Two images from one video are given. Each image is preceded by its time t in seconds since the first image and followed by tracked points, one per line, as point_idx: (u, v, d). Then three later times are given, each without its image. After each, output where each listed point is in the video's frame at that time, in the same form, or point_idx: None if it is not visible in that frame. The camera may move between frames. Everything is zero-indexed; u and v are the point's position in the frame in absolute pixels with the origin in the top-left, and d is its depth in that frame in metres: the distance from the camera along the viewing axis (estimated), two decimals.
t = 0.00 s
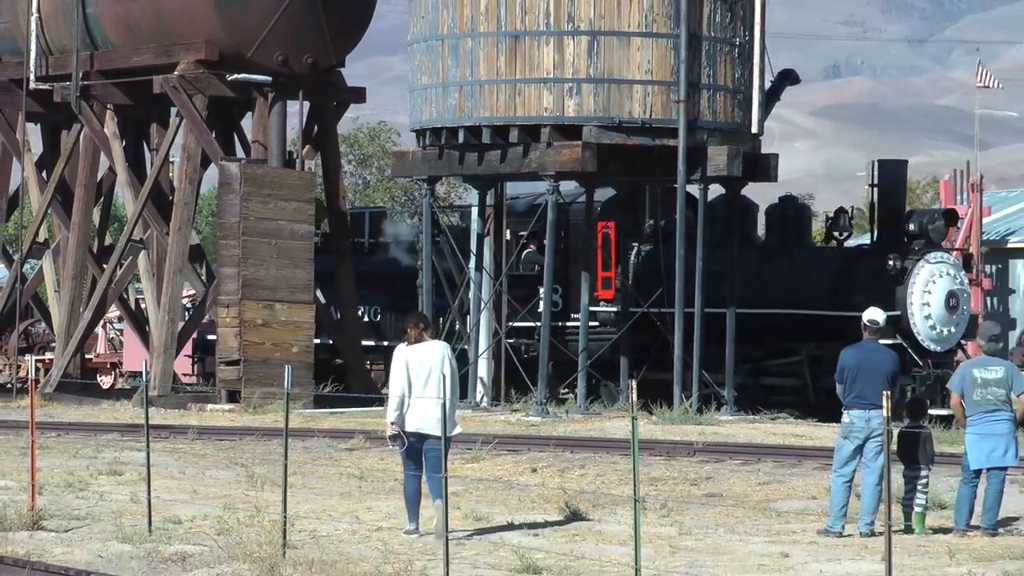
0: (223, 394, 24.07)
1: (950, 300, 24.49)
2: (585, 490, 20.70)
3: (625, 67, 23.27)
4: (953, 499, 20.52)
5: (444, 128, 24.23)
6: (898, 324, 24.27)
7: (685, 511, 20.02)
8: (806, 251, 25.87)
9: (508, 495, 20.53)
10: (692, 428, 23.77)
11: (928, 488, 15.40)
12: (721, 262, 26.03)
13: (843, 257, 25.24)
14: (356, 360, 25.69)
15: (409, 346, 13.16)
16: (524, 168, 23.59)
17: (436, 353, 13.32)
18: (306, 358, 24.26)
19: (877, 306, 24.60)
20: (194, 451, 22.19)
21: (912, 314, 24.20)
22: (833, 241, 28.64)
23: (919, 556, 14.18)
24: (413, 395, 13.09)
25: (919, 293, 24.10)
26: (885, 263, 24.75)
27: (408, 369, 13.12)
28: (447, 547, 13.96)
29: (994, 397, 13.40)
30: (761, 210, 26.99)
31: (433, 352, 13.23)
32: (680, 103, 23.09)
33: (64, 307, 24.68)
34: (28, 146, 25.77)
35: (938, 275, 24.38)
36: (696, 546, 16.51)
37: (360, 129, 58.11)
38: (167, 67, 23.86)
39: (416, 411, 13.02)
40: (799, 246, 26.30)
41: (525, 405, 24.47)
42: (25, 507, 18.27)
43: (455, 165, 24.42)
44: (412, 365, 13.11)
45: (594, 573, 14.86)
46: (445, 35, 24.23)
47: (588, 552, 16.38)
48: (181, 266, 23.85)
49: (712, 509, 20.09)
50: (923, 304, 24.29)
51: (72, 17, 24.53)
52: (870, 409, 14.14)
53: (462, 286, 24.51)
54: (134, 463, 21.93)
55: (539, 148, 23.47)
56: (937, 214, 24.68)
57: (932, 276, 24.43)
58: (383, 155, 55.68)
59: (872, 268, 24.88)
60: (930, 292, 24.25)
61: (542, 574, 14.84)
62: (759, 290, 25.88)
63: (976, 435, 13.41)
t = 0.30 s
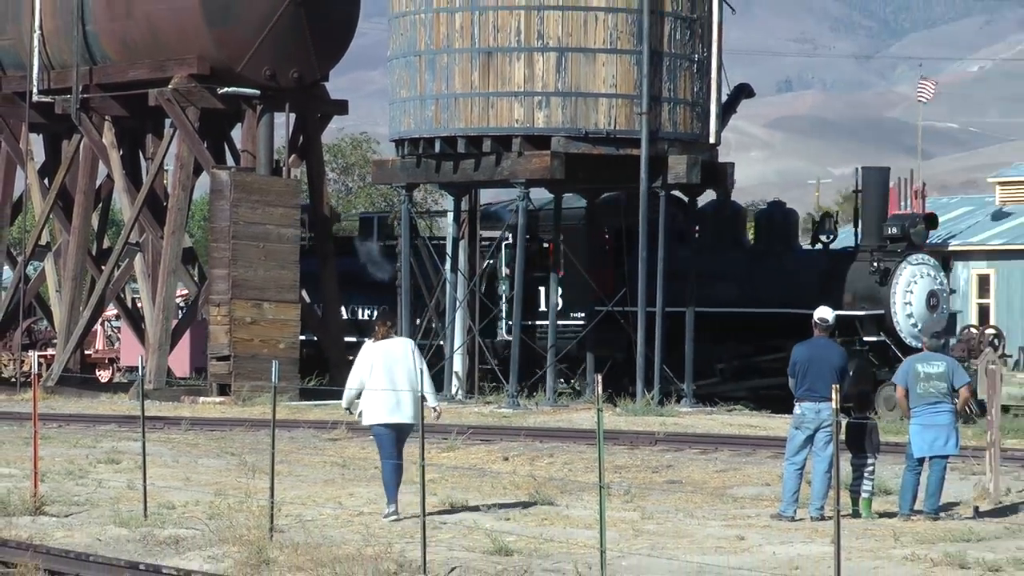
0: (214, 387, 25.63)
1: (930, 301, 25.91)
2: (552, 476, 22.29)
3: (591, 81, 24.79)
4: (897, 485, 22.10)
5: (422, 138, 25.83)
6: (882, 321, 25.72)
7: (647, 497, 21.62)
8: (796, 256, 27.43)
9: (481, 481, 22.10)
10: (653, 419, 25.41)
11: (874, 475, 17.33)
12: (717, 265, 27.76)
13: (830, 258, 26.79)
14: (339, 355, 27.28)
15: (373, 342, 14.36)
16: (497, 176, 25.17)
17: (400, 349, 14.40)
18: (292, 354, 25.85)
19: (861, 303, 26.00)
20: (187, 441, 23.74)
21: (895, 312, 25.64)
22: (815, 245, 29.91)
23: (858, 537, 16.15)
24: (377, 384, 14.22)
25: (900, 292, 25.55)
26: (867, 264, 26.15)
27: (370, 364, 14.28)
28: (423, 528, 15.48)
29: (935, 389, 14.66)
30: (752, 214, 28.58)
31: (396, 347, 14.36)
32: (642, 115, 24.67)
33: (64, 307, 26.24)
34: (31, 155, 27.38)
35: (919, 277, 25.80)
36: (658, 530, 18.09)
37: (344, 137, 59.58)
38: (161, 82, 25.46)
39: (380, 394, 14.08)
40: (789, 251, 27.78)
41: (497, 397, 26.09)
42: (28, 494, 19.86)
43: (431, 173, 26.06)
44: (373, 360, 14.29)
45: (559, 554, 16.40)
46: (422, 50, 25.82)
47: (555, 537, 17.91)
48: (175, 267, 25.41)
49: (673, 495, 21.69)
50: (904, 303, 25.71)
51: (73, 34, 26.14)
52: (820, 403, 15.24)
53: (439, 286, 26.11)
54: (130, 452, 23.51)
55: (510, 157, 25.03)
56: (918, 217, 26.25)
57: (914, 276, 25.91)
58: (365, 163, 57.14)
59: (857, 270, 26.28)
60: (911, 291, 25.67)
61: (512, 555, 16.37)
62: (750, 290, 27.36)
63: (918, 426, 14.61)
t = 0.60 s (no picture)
0: (205, 379, 27.24)
1: (910, 299, 27.76)
2: (523, 463, 23.94)
3: (559, 93, 26.47)
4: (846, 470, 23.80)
5: (401, 147, 27.56)
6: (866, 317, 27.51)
7: (612, 482, 23.28)
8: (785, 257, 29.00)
9: (457, 467, 23.76)
10: (618, 410, 27.13)
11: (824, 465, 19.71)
12: (705, 265, 29.29)
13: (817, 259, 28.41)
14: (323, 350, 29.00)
15: (348, 334, 16.08)
16: (471, 182, 26.86)
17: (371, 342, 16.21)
18: (280, 349, 27.57)
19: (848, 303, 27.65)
20: (181, 430, 25.42)
21: (879, 308, 27.47)
22: (798, 247, 31.98)
23: (813, 521, 18.19)
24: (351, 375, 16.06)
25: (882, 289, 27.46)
26: (852, 264, 27.98)
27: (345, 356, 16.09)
28: (402, 510, 17.09)
29: (880, 380, 16.27)
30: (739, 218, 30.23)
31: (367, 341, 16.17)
32: (608, 125, 26.39)
33: (65, 304, 27.90)
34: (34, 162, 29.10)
35: (900, 276, 27.70)
36: (622, 514, 19.77)
37: (327, 147, 61.02)
38: (157, 93, 27.18)
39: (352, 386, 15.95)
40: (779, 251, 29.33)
41: (472, 389, 27.81)
42: (31, 480, 21.48)
43: (410, 179, 27.74)
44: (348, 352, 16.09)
45: (529, 536, 18.03)
46: (401, 64, 27.51)
47: (526, 519, 19.55)
48: (169, 266, 27.07)
49: (637, 481, 23.35)
50: (886, 300, 27.58)
51: (74, 48, 27.89)
52: (776, 395, 16.95)
53: (417, 285, 27.79)
54: (127, 441, 25.16)
55: (484, 165, 26.73)
56: (899, 221, 28.37)
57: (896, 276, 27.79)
58: (348, 171, 58.54)
59: (842, 269, 28.09)
60: (893, 290, 27.55)
61: (485, 537, 17.99)
62: (740, 289, 28.83)
63: (869, 413, 16.25)
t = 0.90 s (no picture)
0: (201, 373, 28.97)
1: (897, 299, 28.72)
2: (499, 453, 25.60)
3: (534, 104, 28.16)
4: (803, 458, 25.52)
5: (385, 155, 29.36)
6: (854, 316, 28.47)
7: (584, 469, 24.96)
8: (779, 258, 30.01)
9: (438, 456, 25.41)
10: (589, 402, 28.89)
11: (783, 452, 21.66)
12: (699, 265, 30.72)
13: (808, 258, 29.42)
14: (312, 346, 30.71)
15: (331, 326, 17.23)
16: (452, 188, 28.59)
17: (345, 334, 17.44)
18: (271, 344, 29.27)
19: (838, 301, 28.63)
20: (178, 421, 27.11)
21: (866, 307, 28.41)
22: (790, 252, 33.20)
23: (772, 506, 20.07)
24: (335, 365, 17.19)
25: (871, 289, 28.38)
26: (842, 265, 28.91)
27: (330, 346, 17.20)
28: (386, 496, 18.69)
29: (836, 375, 17.58)
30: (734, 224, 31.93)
31: (343, 333, 17.38)
32: (580, 135, 28.08)
33: (69, 302, 29.60)
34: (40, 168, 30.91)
35: (888, 277, 28.63)
36: (592, 500, 21.41)
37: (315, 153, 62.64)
38: (155, 104, 28.88)
39: (341, 376, 17.11)
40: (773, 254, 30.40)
41: (452, 383, 29.54)
42: (37, 470, 23.12)
43: (394, 185, 29.52)
44: (332, 343, 17.23)
45: (505, 520, 19.63)
46: (386, 77, 29.26)
47: (504, 505, 21.15)
48: (167, 267, 28.76)
49: (606, 468, 25.03)
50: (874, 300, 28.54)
51: (77, 61, 29.68)
52: (737, 386, 18.35)
53: (401, 284, 29.49)
54: (128, 432, 26.84)
55: (463, 171, 28.43)
56: (887, 223, 29.32)
57: (883, 275, 28.70)
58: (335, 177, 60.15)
59: (833, 270, 29.08)
60: (881, 289, 28.50)
61: (465, 521, 19.57)
62: (734, 288, 29.99)
63: (827, 407, 17.49)
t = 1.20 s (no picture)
0: (200, 367, 30.72)
1: (886, 296, 30.87)
2: (480, 443, 27.30)
3: (512, 114, 29.92)
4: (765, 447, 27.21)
5: (373, 162, 31.15)
6: (847, 313, 30.62)
7: (559, 458, 26.65)
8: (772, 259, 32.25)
9: (422, 446, 27.11)
10: (565, 394, 30.70)
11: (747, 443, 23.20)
12: (695, 265, 33.02)
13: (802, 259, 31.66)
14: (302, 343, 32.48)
15: (304, 327, 18.74)
16: (435, 193, 30.35)
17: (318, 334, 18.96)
18: (265, 341, 31.01)
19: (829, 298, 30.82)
20: (177, 413, 28.82)
21: (857, 304, 30.58)
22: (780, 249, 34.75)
23: (734, 491, 21.83)
24: (309, 364, 18.73)
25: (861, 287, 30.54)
26: (835, 266, 31.14)
27: (304, 346, 18.73)
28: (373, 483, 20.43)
29: (796, 367, 18.94)
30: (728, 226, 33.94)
31: (316, 333, 18.91)
32: (556, 143, 29.83)
33: (74, 301, 31.56)
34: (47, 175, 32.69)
35: (877, 276, 30.78)
36: (568, 487, 23.09)
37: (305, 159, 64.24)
38: (155, 114, 30.65)
39: (313, 374, 18.67)
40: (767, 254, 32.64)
41: (436, 376, 31.33)
42: (45, 458, 24.77)
43: (381, 190, 31.27)
44: (306, 343, 18.75)
45: (487, 507, 21.25)
46: (373, 88, 31.04)
47: (485, 491, 22.81)
48: (167, 268, 30.47)
49: (580, 457, 26.71)
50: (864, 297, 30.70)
51: (83, 74, 31.50)
52: (703, 379, 19.77)
53: (388, 284, 31.26)
54: (130, 423, 28.55)
55: (446, 178, 30.19)
56: (878, 226, 31.51)
57: (873, 275, 30.88)
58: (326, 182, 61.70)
59: (826, 269, 31.30)
60: (871, 288, 30.67)
61: (448, 507, 21.25)
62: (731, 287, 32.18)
63: (788, 397, 18.95)
